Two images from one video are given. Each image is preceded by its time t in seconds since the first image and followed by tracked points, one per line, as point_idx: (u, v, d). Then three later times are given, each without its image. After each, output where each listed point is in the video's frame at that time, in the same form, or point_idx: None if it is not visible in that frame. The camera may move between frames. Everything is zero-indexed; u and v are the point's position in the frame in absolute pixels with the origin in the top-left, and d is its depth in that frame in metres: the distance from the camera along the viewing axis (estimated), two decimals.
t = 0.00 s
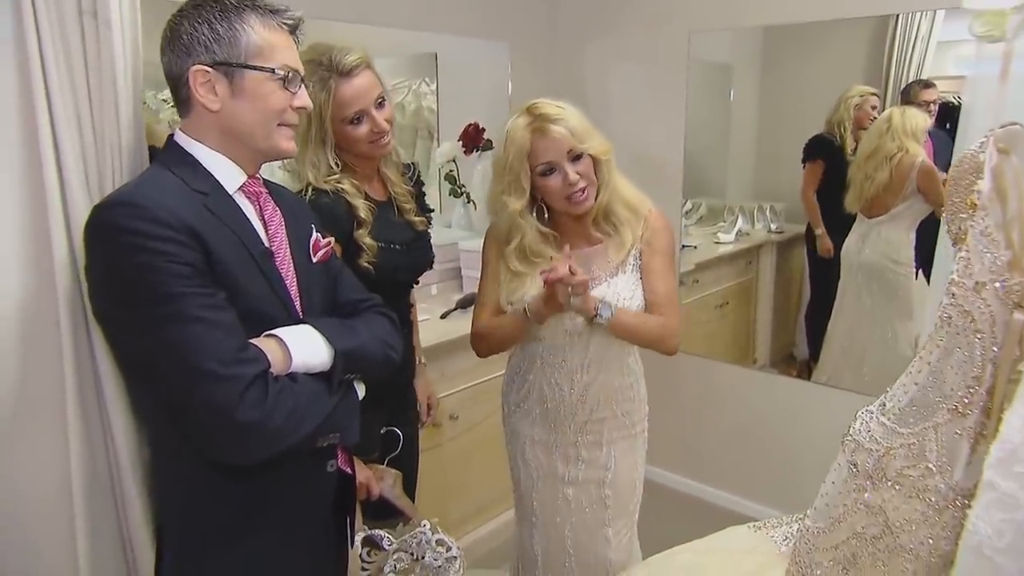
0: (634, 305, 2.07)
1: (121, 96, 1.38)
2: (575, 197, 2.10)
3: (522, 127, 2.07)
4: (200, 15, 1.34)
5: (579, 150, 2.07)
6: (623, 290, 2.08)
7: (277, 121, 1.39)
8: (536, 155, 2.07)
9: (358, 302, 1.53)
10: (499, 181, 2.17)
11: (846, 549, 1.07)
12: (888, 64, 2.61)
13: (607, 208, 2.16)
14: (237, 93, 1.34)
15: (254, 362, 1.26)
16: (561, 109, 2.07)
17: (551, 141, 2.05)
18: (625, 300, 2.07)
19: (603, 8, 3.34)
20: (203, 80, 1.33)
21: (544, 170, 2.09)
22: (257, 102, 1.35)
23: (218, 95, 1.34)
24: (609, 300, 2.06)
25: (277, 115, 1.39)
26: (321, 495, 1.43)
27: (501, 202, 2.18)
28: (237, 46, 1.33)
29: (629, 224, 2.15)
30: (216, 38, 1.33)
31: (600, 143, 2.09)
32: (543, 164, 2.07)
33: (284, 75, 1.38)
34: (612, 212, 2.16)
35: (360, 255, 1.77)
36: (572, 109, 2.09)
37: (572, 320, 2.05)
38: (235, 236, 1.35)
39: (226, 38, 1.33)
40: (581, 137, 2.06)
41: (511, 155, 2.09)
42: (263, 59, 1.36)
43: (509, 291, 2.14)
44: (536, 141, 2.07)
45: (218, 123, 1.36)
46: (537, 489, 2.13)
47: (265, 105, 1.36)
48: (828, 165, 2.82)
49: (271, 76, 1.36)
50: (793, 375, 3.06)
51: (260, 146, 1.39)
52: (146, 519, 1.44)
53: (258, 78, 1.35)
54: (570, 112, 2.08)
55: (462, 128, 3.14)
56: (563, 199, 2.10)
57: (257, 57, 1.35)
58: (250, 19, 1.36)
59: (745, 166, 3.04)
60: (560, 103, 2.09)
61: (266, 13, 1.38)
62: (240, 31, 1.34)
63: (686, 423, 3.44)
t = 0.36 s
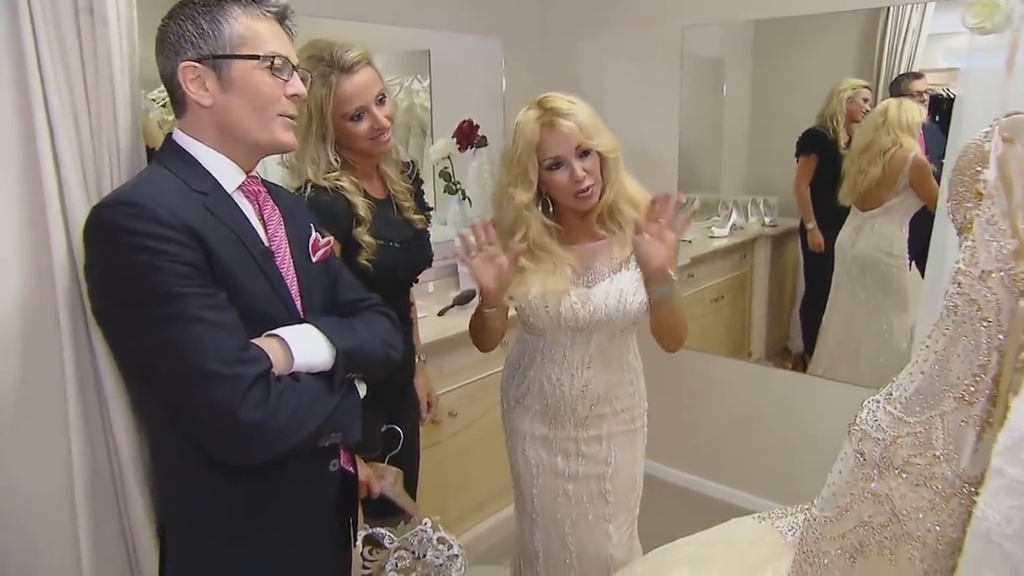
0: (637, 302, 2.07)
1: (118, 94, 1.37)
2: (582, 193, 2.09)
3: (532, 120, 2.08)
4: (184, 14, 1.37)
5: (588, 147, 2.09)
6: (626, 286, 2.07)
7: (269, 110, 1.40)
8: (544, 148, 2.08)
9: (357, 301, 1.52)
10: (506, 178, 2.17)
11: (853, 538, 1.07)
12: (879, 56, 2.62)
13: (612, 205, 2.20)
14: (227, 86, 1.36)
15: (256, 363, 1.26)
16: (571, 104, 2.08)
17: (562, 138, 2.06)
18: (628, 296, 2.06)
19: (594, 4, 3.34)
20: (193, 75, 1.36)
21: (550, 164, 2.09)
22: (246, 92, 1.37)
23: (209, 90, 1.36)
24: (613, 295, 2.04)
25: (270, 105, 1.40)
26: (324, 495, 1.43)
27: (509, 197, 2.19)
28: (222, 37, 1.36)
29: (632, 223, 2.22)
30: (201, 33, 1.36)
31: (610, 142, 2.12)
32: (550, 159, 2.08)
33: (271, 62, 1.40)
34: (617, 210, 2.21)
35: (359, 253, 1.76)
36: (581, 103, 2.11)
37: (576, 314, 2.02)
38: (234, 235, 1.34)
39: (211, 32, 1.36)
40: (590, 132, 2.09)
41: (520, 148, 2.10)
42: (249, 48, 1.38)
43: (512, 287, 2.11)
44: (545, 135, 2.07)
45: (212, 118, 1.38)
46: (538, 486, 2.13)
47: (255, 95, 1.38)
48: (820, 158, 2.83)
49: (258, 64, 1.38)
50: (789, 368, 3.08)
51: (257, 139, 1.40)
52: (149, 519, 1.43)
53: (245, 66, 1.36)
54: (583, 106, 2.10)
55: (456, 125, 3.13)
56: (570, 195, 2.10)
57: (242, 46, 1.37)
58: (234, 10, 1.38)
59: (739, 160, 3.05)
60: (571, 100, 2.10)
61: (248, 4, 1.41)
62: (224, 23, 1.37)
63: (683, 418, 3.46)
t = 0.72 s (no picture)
0: (632, 308, 2.03)
1: (91, 92, 1.33)
2: (570, 181, 2.07)
3: (530, 104, 2.07)
4: (158, 8, 1.35)
5: (584, 135, 2.06)
6: (621, 291, 2.02)
7: (241, 104, 1.35)
8: (537, 130, 2.06)
9: (340, 304, 1.48)
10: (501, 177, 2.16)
11: (848, 553, 1.04)
12: (875, 57, 2.59)
13: (606, 208, 2.15)
14: (196, 80, 1.33)
15: (233, 367, 1.22)
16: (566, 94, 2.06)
17: (554, 119, 2.05)
18: (622, 301, 2.01)
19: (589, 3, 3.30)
20: (163, 70, 1.33)
21: (544, 147, 2.07)
22: (215, 85, 1.33)
23: (178, 84, 1.34)
24: (607, 301, 2.00)
25: (242, 100, 1.36)
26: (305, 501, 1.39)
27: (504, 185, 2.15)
28: (191, 30, 1.33)
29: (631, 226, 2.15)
30: (172, 27, 1.33)
31: (606, 134, 2.08)
32: (544, 141, 2.06)
33: (241, 55, 1.36)
34: (612, 213, 2.15)
35: (346, 254, 1.72)
36: (579, 98, 2.08)
37: (569, 320, 1.99)
38: (211, 235, 1.31)
39: (181, 26, 1.33)
40: (587, 122, 2.06)
41: (516, 132, 2.08)
42: (220, 41, 1.34)
43: (503, 285, 2.10)
44: (541, 115, 2.06)
45: (183, 113, 1.35)
46: (527, 490, 2.09)
47: (223, 88, 1.34)
48: (814, 160, 2.80)
49: (226, 56, 1.34)
50: (782, 370, 3.05)
51: (228, 133, 1.36)
52: (124, 525, 1.39)
53: (214, 60, 1.33)
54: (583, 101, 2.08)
55: (449, 124, 3.10)
56: (559, 181, 2.07)
57: (211, 39, 1.33)
58: (206, 4, 1.35)
59: (734, 161, 3.02)
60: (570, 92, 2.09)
61: None
62: (194, 16, 1.34)
63: (676, 420, 3.42)
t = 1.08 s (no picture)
0: (647, 330, 1.97)
1: (89, 106, 1.30)
2: (557, 189, 2.01)
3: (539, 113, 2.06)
4: (165, 21, 1.30)
5: (580, 145, 2.00)
6: (635, 312, 1.96)
7: (250, 126, 1.33)
8: (539, 136, 2.04)
9: (344, 324, 1.43)
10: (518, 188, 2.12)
11: None
12: (905, 68, 2.51)
13: (618, 226, 2.07)
14: (206, 98, 1.30)
15: (227, 393, 1.19)
16: (576, 105, 2.04)
17: (556, 128, 2.01)
18: (636, 323, 1.95)
19: (611, 12, 3.25)
20: (169, 86, 1.29)
21: (542, 153, 2.04)
22: (225, 106, 1.30)
23: (185, 102, 1.30)
24: (620, 322, 1.94)
25: (252, 120, 1.33)
26: (302, 531, 1.34)
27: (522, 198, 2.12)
28: (203, 48, 1.30)
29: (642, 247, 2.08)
30: (183, 43, 1.29)
31: (604, 147, 2.00)
32: (541, 146, 2.04)
33: (254, 77, 1.33)
34: (624, 232, 2.08)
35: (353, 272, 1.68)
36: (589, 111, 2.03)
37: (581, 341, 1.93)
38: (208, 255, 1.28)
39: (192, 42, 1.30)
40: (584, 132, 1.99)
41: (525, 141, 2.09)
42: (233, 62, 1.31)
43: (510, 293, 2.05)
44: (545, 123, 2.04)
45: (188, 130, 1.31)
46: (539, 516, 2.03)
47: (235, 109, 1.31)
48: (842, 172, 2.71)
49: (240, 78, 1.32)
50: (809, 389, 2.95)
51: (236, 153, 1.33)
52: (118, 551, 1.34)
53: (226, 80, 1.30)
54: (595, 114, 2.03)
55: (468, 136, 3.05)
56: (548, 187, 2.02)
57: (225, 59, 1.31)
58: (219, 22, 1.32)
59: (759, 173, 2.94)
60: (584, 104, 2.04)
61: (236, 17, 1.35)
62: (206, 33, 1.30)
63: (698, 440, 3.34)
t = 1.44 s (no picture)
0: (669, 354, 1.85)
1: (97, 115, 1.26)
2: (582, 198, 1.93)
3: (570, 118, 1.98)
4: (181, 30, 1.24)
5: (605, 154, 1.90)
6: (657, 333, 1.86)
7: (269, 142, 1.28)
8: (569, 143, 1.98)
9: (357, 342, 1.38)
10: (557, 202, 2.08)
11: None
12: (967, 70, 2.36)
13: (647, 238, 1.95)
14: (225, 112, 1.24)
15: (227, 417, 1.14)
16: (606, 111, 1.95)
17: (582, 135, 1.94)
18: (658, 344, 1.84)
19: (653, 16, 3.14)
20: (186, 99, 1.23)
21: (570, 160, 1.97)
22: (245, 121, 1.25)
23: (203, 116, 1.24)
24: (639, 342, 1.84)
25: (270, 137, 1.28)
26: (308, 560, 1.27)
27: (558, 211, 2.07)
28: (223, 61, 1.24)
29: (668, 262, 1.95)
30: (201, 55, 1.23)
31: (632, 155, 1.90)
32: (569, 154, 1.97)
33: (276, 92, 1.28)
34: (651, 245, 1.96)
35: (370, 286, 1.61)
36: (620, 119, 1.92)
37: (597, 361, 1.86)
38: (213, 272, 1.23)
39: (211, 54, 1.24)
40: (610, 140, 1.90)
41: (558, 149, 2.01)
42: (254, 75, 1.26)
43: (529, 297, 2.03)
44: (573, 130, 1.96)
45: (203, 145, 1.25)
46: (564, 545, 1.96)
47: (256, 126, 1.26)
48: (897, 179, 2.56)
49: (261, 94, 1.26)
50: (860, 413, 2.79)
51: (252, 168, 1.28)
52: None
53: (246, 94, 1.25)
54: (626, 122, 1.92)
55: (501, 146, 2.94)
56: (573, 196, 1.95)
57: (246, 73, 1.25)
58: (237, 33, 1.26)
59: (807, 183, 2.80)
60: (618, 111, 1.94)
61: (255, 27, 1.29)
62: (226, 45, 1.25)
63: (739, 462, 3.20)
